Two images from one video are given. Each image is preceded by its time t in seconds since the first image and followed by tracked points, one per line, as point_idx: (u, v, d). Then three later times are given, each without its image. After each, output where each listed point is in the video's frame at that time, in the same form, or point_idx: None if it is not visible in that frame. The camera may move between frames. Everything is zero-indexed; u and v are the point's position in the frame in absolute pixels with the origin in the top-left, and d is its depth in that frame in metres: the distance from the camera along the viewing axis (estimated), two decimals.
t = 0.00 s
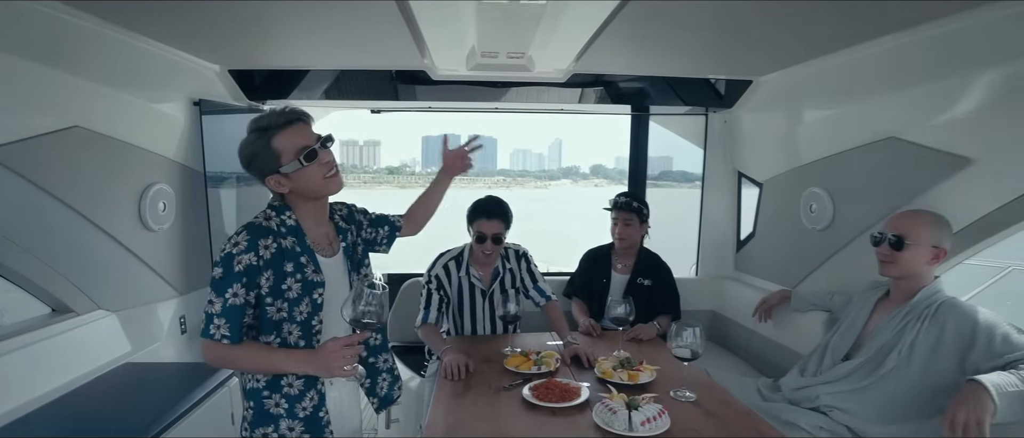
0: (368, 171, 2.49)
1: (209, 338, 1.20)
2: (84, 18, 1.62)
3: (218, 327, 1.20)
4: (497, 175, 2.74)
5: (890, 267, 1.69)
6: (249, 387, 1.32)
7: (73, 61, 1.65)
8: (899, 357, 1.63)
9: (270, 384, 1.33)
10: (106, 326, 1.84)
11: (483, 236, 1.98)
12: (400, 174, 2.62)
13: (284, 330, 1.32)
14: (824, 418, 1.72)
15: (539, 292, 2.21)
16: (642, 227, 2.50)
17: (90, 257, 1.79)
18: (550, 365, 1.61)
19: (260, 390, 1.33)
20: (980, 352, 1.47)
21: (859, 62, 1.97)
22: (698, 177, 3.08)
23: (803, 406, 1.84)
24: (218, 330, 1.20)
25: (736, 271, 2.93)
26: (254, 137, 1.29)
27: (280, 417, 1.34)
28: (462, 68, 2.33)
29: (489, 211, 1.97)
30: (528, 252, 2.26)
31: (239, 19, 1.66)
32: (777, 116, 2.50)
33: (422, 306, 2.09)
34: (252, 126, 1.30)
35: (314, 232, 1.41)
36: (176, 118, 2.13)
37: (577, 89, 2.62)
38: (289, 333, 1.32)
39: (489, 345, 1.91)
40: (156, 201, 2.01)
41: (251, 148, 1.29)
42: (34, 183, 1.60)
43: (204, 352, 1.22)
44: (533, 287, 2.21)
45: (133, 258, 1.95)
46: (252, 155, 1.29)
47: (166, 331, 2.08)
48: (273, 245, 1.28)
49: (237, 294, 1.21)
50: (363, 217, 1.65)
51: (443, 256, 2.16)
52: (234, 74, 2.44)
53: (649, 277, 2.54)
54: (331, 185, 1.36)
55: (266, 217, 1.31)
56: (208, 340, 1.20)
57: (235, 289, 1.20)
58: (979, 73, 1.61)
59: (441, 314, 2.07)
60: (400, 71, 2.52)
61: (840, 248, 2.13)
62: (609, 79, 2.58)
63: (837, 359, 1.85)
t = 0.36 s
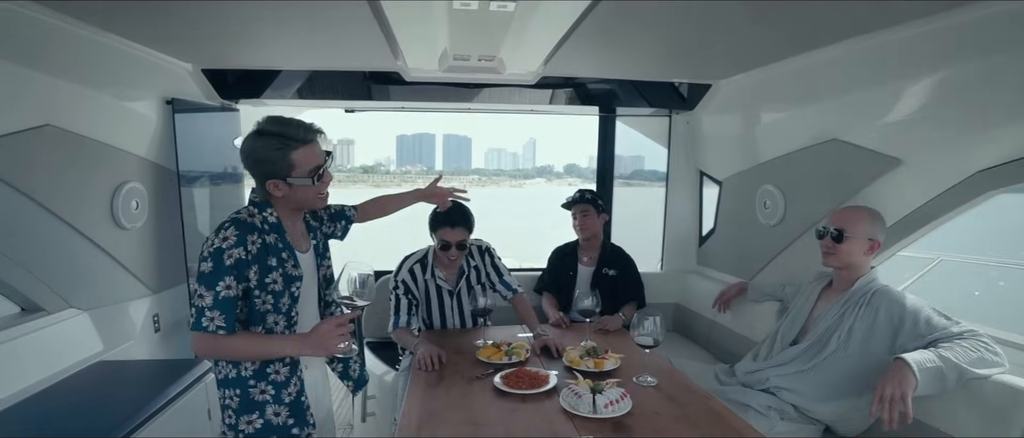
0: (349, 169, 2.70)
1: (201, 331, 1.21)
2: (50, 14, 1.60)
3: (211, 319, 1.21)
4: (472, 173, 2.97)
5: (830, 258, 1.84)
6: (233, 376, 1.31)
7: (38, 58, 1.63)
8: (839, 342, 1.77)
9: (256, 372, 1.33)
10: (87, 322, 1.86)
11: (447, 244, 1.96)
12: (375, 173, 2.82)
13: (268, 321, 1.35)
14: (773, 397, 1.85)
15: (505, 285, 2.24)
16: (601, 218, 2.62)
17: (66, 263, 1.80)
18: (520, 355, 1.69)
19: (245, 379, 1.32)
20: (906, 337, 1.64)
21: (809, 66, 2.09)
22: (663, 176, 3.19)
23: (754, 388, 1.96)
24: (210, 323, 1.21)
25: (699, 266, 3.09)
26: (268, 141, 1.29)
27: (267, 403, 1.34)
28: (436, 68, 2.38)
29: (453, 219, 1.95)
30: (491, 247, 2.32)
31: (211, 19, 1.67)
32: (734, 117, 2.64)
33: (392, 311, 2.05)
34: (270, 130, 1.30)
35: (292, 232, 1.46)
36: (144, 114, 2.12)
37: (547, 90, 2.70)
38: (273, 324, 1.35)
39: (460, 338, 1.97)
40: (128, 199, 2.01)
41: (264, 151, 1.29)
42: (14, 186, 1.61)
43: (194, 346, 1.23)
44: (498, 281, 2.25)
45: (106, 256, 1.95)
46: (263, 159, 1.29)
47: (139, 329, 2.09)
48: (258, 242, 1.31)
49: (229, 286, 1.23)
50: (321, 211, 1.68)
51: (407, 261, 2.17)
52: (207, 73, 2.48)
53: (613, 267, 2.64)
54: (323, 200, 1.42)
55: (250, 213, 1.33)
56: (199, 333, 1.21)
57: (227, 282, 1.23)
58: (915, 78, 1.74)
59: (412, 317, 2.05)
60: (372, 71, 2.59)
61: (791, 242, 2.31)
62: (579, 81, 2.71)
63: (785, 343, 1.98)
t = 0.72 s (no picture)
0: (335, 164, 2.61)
1: (203, 324, 1.19)
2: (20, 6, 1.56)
3: (217, 314, 1.20)
4: (453, 173, 3.07)
5: (801, 252, 1.91)
6: (223, 369, 1.29)
7: (9, 51, 1.59)
8: (812, 333, 1.83)
9: (248, 368, 1.31)
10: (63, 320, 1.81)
11: (436, 246, 1.91)
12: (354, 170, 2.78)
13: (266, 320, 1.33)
14: (749, 387, 1.90)
15: (492, 283, 2.24)
16: (585, 217, 2.65)
17: (40, 262, 1.76)
18: (504, 350, 1.71)
19: (236, 372, 1.31)
20: (870, 327, 1.73)
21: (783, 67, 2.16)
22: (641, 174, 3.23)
23: (731, 378, 2.02)
24: (215, 318, 1.20)
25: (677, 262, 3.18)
26: (305, 156, 1.28)
27: (256, 398, 1.33)
28: (418, 65, 2.38)
29: (446, 222, 1.91)
30: (477, 244, 2.32)
31: (191, 15, 1.66)
32: (712, 116, 2.69)
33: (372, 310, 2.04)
34: (310, 146, 1.28)
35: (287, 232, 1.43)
36: (118, 110, 2.08)
37: (530, 88, 2.74)
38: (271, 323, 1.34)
39: (440, 334, 1.99)
40: (102, 197, 1.97)
41: (297, 165, 1.27)
42: None
43: (191, 338, 1.20)
44: (485, 279, 2.25)
45: (80, 253, 1.90)
46: (295, 173, 1.27)
47: (116, 330, 2.05)
48: (265, 241, 1.30)
49: (239, 284, 1.22)
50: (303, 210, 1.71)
51: (392, 259, 2.13)
52: (183, 69, 2.45)
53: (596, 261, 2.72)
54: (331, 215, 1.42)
55: (258, 212, 1.31)
56: (201, 326, 1.19)
57: (236, 278, 1.21)
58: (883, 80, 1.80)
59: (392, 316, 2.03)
60: (351, 69, 2.58)
61: (768, 236, 2.37)
62: (559, 80, 2.74)
63: (760, 335, 2.04)
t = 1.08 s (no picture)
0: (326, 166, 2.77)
1: (210, 320, 1.21)
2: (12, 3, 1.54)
3: (222, 311, 1.21)
4: (442, 172, 3.06)
5: (787, 250, 1.97)
6: (227, 365, 1.30)
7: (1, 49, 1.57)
8: (799, 328, 1.88)
9: (253, 363, 1.32)
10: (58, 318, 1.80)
11: (451, 235, 1.92)
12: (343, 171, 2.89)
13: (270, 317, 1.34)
14: (739, 381, 1.94)
15: (492, 276, 2.25)
16: (575, 227, 2.65)
17: (35, 263, 1.74)
18: (499, 347, 1.73)
19: (240, 367, 1.31)
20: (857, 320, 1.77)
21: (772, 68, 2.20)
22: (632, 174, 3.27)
23: (722, 373, 2.06)
24: (221, 315, 1.21)
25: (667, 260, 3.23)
26: (285, 131, 1.30)
27: (258, 392, 1.34)
28: (412, 64, 2.39)
29: (463, 211, 1.90)
30: (481, 235, 2.29)
31: (186, 12, 1.65)
32: (702, 117, 2.73)
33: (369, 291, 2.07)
34: (285, 121, 1.31)
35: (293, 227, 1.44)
36: (107, 108, 2.06)
37: (521, 88, 2.78)
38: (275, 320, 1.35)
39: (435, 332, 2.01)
40: (93, 196, 1.96)
41: (283, 141, 1.30)
42: None
43: (201, 334, 1.22)
44: (486, 271, 2.26)
45: (72, 253, 1.88)
46: (282, 150, 1.29)
47: (107, 330, 2.04)
48: (269, 240, 1.31)
49: (243, 282, 1.23)
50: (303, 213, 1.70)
51: (395, 243, 2.11)
52: (174, 67, 2.43)
53: (593, 257, 2.76)
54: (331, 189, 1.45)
55: (262, 211, 1.31)
56: (208, 323, 1.21)
57: (240, 277, 1.22)
58: (867, 82, 1.85)
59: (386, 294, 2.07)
60: (342, 68, 2.58)
61: (756, 233, 2.42)
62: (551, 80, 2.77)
63: (748, 332, 2.09)
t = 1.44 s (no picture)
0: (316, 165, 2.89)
1: (215, 315, 1.22)
2: None
3: (225, 302, 1.21)
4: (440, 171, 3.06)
5: (783, 245, 1.99)
6: (240, 359, 1.30)
7: None
8: (797, 322, 1.90)
9: (264, 354, 1.32)
10: (59, 316, 1.80)
11: (457, 205, 1.91)
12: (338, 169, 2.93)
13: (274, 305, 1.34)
14: (736, 376, 1.96)
15: (485, 262, 2.24)
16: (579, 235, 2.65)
17: (32, 259, 1.73)
18: (498, 343, 1.74)
19: (253, 361, 1.32)
20: (853, 311, 1.78)
21: (768, 67, 2.22)
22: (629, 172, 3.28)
23: (719, 368, 2.08)
24: (224, 306, 1.21)
25: (663, 258, 3.25)
26: (256, 118, 1.33)
27: (277, 382, 1.34)
28: (409, 63, 2.40)
29: (471, 181, 1.91)
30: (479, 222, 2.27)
31: (185, 8, 1.66)
32: (698, 115, 2.75)
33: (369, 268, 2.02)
34: (253, 112, 1.34)
35: (287, 220, 1.42)
36: (104, 106, 2.05)
37: (519, 86, 2.78)
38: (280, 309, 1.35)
39: (431, 329, 2.01)
40: (90, 194, 1.95)
41: (255, 126, 1.32)
42: None
43: (206, 329, 1.22)
44: (480, 258, 2.24)
45: (70, 251, 1.88)
46: (258, 134, 1.31)
47: (105, 327, 2.03)
48: (263, 229, 1.30)
49: (242, 271, 1.23)
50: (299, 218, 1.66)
51: (396, 213, 2.04)
52: (172, 64, 2.43)
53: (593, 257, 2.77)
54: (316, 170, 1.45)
55: (251, 203, 1.31)
56: (211, 316, 1.21)
57: (238, 266, 1.23)
58: (862, 79, 1.87)
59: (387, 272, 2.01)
60: (340, 66, 2.59)
61: (750, 231, 2.45)
62: (547, 78, 2.78)
63: (745, 326, 2.11)
